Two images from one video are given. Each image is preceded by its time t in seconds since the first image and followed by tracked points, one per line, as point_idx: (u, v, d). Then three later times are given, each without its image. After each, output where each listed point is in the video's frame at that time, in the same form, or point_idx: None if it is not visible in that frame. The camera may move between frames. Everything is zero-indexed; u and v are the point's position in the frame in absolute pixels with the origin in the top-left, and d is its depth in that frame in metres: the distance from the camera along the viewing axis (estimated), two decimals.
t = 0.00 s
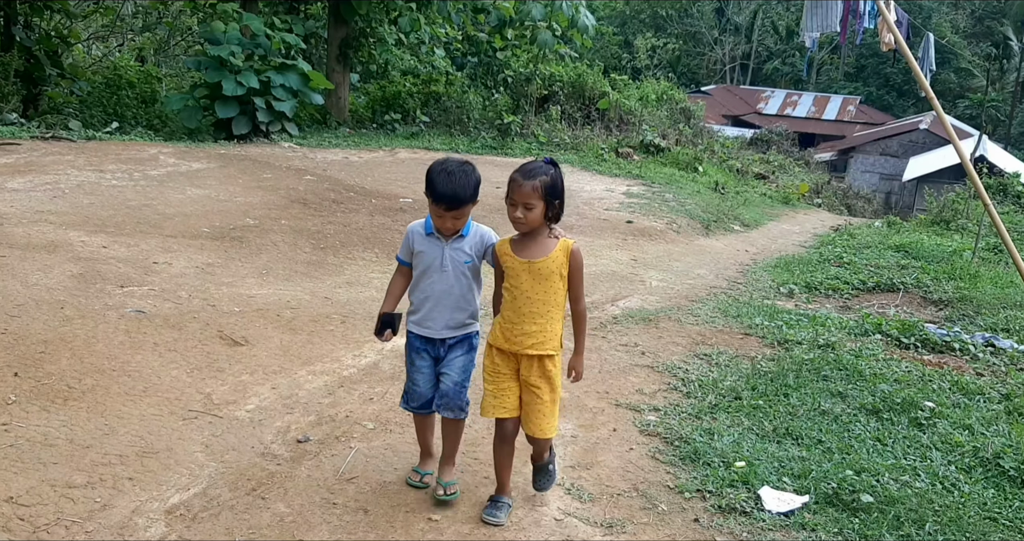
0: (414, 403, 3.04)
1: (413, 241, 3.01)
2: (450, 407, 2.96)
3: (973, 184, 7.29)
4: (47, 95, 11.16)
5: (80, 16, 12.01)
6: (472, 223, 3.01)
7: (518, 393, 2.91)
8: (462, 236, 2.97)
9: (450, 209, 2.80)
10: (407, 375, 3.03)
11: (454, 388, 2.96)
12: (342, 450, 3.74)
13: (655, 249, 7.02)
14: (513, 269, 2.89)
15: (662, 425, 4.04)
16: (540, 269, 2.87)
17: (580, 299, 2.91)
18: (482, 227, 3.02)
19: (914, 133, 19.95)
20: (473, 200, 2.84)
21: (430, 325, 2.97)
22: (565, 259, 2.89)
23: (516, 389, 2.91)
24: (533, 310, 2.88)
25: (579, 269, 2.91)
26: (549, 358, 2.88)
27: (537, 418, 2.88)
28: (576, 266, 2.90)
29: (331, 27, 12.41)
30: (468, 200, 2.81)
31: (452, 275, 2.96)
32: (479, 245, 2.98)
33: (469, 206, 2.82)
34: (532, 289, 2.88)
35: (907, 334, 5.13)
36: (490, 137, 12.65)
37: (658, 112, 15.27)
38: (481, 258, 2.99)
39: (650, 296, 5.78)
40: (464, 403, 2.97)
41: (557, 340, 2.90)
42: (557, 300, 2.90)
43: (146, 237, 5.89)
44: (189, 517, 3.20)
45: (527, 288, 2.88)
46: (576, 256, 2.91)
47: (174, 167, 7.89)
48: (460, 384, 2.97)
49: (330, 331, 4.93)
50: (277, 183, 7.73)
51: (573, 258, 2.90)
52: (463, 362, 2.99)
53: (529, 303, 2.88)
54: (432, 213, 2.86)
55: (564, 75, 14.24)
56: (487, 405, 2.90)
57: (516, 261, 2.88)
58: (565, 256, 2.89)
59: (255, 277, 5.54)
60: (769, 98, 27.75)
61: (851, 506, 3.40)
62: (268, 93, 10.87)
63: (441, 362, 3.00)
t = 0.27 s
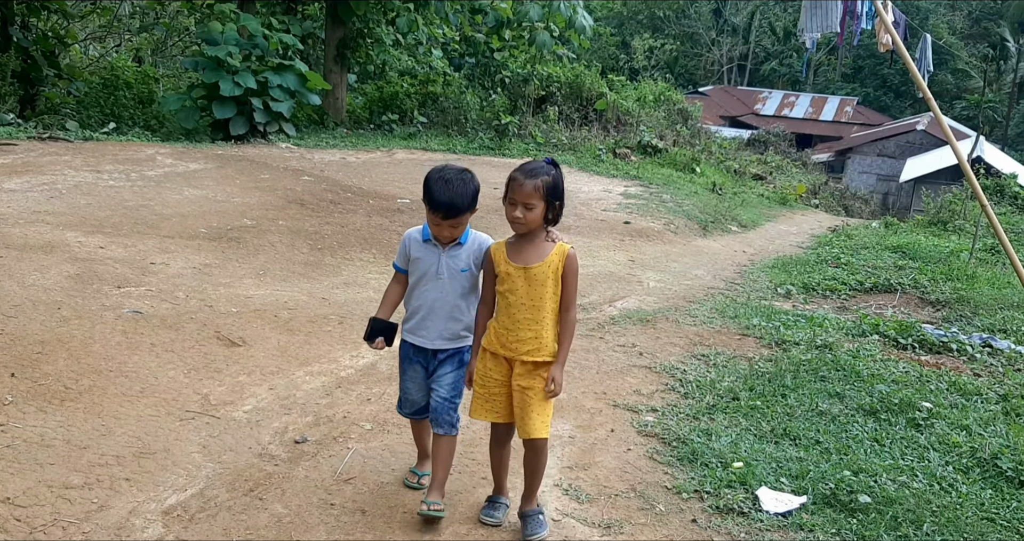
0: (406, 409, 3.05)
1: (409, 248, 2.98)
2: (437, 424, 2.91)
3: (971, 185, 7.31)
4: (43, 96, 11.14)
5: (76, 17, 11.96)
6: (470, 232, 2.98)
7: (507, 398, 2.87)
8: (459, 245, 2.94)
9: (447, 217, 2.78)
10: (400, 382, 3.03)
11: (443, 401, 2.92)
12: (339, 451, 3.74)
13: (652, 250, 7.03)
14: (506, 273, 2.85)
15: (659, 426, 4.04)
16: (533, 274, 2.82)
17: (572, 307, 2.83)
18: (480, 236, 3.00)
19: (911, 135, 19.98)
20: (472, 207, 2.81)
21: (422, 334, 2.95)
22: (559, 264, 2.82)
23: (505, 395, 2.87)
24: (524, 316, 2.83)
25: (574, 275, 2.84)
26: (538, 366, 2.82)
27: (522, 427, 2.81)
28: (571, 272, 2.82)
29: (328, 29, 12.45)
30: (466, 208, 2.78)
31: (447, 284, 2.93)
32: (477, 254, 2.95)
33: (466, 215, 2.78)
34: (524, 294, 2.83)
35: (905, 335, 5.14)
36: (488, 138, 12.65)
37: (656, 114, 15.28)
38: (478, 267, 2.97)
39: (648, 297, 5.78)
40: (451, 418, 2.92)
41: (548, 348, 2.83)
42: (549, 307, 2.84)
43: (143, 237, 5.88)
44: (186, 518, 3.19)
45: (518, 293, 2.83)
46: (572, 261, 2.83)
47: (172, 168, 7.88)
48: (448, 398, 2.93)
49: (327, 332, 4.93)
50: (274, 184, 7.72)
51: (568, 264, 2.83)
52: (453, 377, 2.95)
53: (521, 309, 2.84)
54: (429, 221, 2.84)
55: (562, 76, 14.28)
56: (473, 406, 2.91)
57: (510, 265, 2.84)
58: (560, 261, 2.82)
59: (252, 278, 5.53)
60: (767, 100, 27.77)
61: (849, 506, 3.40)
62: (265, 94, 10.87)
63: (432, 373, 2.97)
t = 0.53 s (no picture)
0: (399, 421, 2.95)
1: (408, 252, 2.90)
2: (435, 437, 2.82)
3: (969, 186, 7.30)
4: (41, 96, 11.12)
5: (74, 16, 11.87)
6: (471, 237, 2.89)
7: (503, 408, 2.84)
8: (459, 250, 2.85)
9: (446, 225, 2.70)
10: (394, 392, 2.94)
11: (437, 416, 2.81)
12: (337, 451, 3.73)
13: (651, 250, 7.02)
14: (503, 281, 2.80)
15: (658, 426, 4.04)
16: (529, 283, 2.76)
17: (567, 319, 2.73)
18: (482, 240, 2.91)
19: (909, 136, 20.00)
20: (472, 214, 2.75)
21: (419, 341, 2.86)
22: (557, 274, 2.74)
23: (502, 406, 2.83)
24: (518, 326, 2.77)
25: (573, 285, 2.74)
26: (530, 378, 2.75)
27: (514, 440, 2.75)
28: (570, 281, 2.73)
29: (326, 29, 12.44)
30: (466, 216, 2.71)
31: (445, 289, 2.84)
32: (478, 259, 2.86)
33: (465, 223, 2.72)
34: (518, 304, 2.77)
35: (903, 335, 5.13)
36: (486, 138, 12.64)
37: (654, 114, 15.29)
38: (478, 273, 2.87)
39: (646, 297, 5.78)
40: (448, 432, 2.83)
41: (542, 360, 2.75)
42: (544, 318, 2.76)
43: (141, 237, 5.87)
44: (184, 518, 3.18)
45: (513, 303, 2.78)
46: (572, 271, 2.74)
47: (169, 167, 7.87)
48: (443, 412, 2.82)
49: (325, 332, 4.92)
50: (272, 184, 7.71)
51: (568, 273, 2.74)
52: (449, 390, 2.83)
53: (516, 319, 2.78)
54: (428, 225, 2.76)
55: (560, 76, 14.27)
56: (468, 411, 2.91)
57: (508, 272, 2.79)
58: (558, 271, 2.74)
59: (250, 278, 5.53)
60: (764, 101, 27.79)
61: (848, 507, 3.39)
62: (263, 94, 10.85)
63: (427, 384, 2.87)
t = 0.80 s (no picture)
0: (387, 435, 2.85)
1: (406, 257, 2.90)
2: (441, 447, 2.84)
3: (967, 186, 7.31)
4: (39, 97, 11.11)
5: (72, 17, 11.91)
6: (471, 242, 2.88)
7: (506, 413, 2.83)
8: (458, 255, 2.84)
9: (446, 232, 2.70)
10: (384, 403, 2.86)
11: (443, 425, 2.83)
12: (337, 451, 3.73)
13: (650, 250, 7.02)
14: (508, 284, 2.77)
15: (657, 426, 4.04)
16: (533, 288, 2.73)
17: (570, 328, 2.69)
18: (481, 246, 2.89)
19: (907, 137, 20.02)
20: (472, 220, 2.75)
21: (416, 348, 2.84)
22: (563, 280, 2.71)
23: (503, 411, 2.83)
24: (520, 332, 2.74)
25: (578, 293, 2.71)
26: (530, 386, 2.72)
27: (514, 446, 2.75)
28: (575, 289, 2.70)
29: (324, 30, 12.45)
30: (466, 222, 2.70)
31: (443, 295, 2.84)
32: (476, 264, 2.85)
33: (465, 230, 2.72)
34: (521, 309, 2.74)
35: (902, 335, 5.14)
36: (485, 139, 12.64)
37: (652, 114, 15.29)
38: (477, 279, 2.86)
39: (645, 298, 5.78)
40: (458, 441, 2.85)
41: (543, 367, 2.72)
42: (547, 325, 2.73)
43: (140, 238, 5.87)
44: (184, 519, 3.18)
45: (517, 308, 2.75)
46: (578, 279, 2.72)
47: (168, 169, 7.86)
48: (448, 421, 2.84)
49: (325, 333, 4.92)
50: (271, 185, 7.70)
51: (574, 280, 2.71)
52: (454, 399, 2.85)
53: (519, 324, 2.75)
54: (426, 231, 2.76)
55: (559, 76, 14.28)
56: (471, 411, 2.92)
57: (513, 275, 2.76)
58: (563, 278, 2.71)
59: (249, 279, 5.52)
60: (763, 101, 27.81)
61: (847, 506, 3.40)
62: (262, 94, 10.84)
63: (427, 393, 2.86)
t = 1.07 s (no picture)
0: (388, 443, 2.82)
1: (403, 261, 2.88)
2: (442, 454, 2.87)
3: (966, 185, 7.30)
4: (37, 98, 11.09)
5: (69, 18, 11.90)
6: (468, 246, 2.83)
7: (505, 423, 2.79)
8: (456, 260, 2.79)
9: (440, 239, 2.68)
10: (386, 409, 2.83)
11: (445, 432, 2.85)
12: (336, 452, 3.72)
13: (649, 250, 7.02)
14: (512, 289, 2.74)
15: (657, 425, 4.04)
16: (539, 295, 2.70)
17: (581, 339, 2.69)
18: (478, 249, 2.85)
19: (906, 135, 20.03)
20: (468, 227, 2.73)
21: (412, 353, 2.82)
22: (570, 288, 2.69)
23: (503, 418, 2.79)
24: (526, 340, 2.71)
25: (585, 301, 2.69)
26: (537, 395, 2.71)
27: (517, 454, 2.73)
28: (583, 296, 2.69)
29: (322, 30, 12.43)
30: (460, 230, 2.68)
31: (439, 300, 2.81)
32: (472, 268, 2.80)
33: (459, 237, 2.69)
34: (527, 316, 2.71)
35: (901, 334, 5.14)
36: (483, 139, 12.64)
37: (651, 114, 15.30)
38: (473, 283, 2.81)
39: (644, 297, 5.77)
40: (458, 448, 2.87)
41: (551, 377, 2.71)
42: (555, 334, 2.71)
43: (138, 239, 5.86)
44: (183, 520, 3.18)
45: (522, 315, 2.72)
46: (585, 287, 2.69)
47: (167, 169, 7.85)
48: (450, 428, 2.85)
49: (323, 333, 4.92)
50: (269, 185, 7.69)
51: (581, 289, 2.69)
52: (455, 406, 2.85)
53: (524, 331, 2.72)
54: (421, 237, 2.74)
55: (557, 76, 14.33)
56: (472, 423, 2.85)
57: (517, 280, 2.73)
58: (571, 286, 2.69)
59: (248, 280, 5.51)
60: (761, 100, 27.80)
61: (846, 505, 3.39)
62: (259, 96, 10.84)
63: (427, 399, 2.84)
